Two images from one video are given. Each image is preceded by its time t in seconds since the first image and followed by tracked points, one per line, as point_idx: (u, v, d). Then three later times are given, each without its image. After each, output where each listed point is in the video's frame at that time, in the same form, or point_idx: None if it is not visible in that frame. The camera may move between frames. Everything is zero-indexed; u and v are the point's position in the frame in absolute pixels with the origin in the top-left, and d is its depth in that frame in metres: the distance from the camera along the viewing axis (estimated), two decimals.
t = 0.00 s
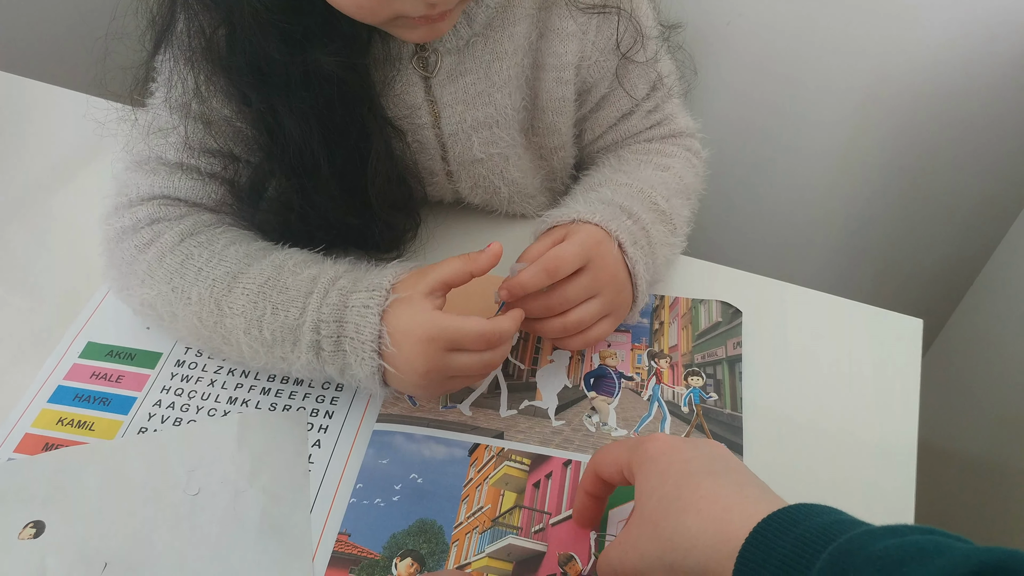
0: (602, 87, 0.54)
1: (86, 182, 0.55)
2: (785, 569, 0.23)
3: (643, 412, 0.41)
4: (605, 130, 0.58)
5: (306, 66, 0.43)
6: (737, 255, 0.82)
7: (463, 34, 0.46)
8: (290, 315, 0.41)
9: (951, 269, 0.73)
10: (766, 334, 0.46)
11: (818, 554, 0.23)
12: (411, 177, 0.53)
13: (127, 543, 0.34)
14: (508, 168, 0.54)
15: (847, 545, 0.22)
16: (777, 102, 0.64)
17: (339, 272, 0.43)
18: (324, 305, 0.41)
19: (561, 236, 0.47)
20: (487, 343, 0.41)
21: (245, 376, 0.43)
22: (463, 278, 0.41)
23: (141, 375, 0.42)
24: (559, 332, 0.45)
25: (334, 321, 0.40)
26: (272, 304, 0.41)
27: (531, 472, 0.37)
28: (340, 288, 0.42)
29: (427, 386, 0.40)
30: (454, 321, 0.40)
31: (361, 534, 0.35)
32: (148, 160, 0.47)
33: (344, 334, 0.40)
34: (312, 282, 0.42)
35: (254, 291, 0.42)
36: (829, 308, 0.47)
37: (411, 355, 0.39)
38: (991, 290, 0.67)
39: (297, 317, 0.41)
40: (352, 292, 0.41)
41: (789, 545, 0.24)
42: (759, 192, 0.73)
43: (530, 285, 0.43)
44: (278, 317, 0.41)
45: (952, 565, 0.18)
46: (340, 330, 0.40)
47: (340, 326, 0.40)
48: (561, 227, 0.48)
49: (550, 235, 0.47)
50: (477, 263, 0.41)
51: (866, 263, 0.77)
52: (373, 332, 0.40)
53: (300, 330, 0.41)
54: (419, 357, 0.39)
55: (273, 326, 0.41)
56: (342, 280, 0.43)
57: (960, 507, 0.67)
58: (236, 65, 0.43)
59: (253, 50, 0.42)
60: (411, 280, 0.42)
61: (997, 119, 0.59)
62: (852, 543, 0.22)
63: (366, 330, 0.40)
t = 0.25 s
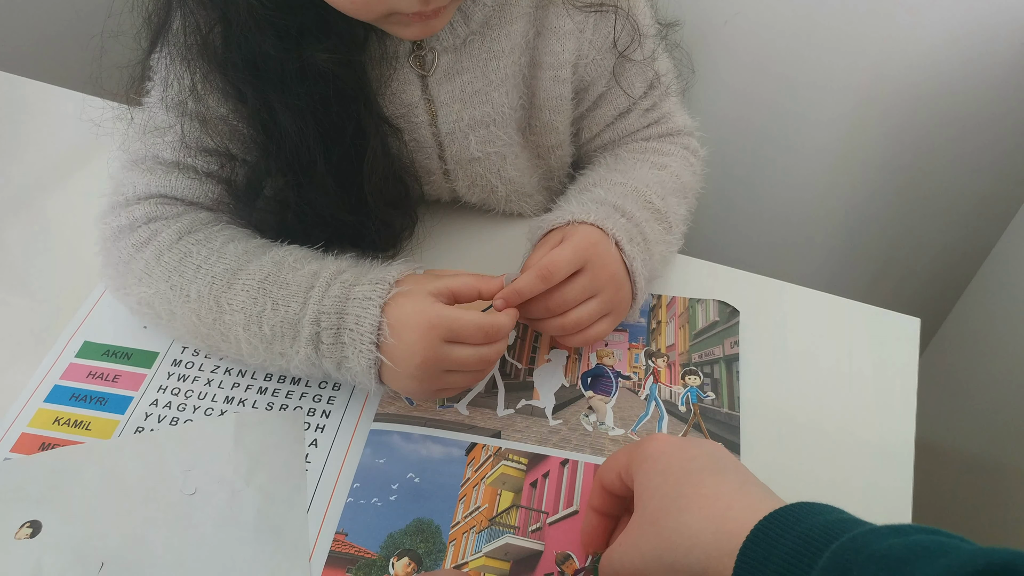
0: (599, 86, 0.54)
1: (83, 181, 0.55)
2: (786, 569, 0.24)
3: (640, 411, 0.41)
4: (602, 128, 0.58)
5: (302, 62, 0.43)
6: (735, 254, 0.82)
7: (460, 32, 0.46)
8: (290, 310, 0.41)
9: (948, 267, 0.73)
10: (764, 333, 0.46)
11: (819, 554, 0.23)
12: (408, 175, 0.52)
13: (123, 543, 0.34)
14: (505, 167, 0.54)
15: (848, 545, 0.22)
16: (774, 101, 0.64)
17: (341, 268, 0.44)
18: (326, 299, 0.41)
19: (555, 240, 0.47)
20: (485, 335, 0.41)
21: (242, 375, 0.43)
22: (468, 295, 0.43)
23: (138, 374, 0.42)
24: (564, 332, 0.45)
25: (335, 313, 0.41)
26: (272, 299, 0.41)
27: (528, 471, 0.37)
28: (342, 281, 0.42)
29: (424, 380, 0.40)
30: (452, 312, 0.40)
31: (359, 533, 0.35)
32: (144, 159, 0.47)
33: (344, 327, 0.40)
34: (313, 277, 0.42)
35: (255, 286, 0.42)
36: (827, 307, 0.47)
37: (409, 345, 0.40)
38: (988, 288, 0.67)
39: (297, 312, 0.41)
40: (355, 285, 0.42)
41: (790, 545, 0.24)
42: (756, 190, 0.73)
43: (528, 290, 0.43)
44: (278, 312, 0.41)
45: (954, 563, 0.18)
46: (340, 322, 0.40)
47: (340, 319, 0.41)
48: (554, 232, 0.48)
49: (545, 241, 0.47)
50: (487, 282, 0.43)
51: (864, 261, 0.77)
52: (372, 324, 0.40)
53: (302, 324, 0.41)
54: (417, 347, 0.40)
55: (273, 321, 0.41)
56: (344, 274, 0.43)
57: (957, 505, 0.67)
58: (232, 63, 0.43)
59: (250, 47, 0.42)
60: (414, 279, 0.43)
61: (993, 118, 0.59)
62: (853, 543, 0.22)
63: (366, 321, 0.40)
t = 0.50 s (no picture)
0: (598, 84, 0.54)
1: (82, 179, 0.55)
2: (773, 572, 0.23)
3: (639, 410, 0.41)
4: (601, 127, 0.58)
5: (300, 60, 0.43)
6: (734, 253, 0.82)
7: (458, 31, 0.46)
8: (289, 309, 0.41)
9: (947, 265, 0.73)
10: (763, 332, 0.46)
11: (807, 558, 0.23)
12: (407, 174, 0.52)
13: (122, 543, 0.34)
14: (504, 165, 0.54)
15: (835, 549, 0.22)
16: (772, 100, 0.64)
17: (339, 268, 0.44)
18: (325, 298, 0.41)
19: (555, 242, 0.47)
20: (483, 344, 0.41)
21: (241, 374, 0.43)
22: (469, 301, 0.43)
23: (136, 373, 0.42)
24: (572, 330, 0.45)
25: (334, 313, 0.41)
26: (272, 298, 0.41)
27: (527, 470, 0.37)
28: (341, 281, 0.42)
29: (421, 385, 0.40)
30: (451, 319, 0.40)
31: (357, 532, 0.35)
32: (143, 158, 0.47)
33: (344, 326, 0.41)
34: (311, 277, 0.42)
35: (253, 286, 0.42)
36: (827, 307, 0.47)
37: (407, 350, 0.40)
38: (987, 287, 0.67)
39: (296, 311, 0.41)
40: (354, 285, 0.42)
41: (778, 548, 0.24)
42: (755, 189, 0.73)
43: (533, 294, 0.43)
44: (278, 312, 0.41)
45: (942, 564, 0.18)
46: (339, 322, 0.41)
47: (340, 318, 0.41)
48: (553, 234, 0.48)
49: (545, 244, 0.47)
50: (488, 290, 0.43)
51: (863, 260, 0.77)
52: (372, 325, 0.40)
53: (303, 322, 0.41)
54: (415, 352, 0.40)
55: (273, 320, 0.41)
56: (344, 273, 0.43)
57: (957, 503, 0.67)
58: (231, 62, 0.43)
59: (248, 45, 0.42)
60: (414, 282, 0.43)
61: (991, 116, 0.59)
62: (841, 547, 0.22)
63: (365, 322, 0.40)
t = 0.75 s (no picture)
0: (597, 83, 0.54)
1: (80, 179, 0.55)
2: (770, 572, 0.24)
3: (638, 409, 0.41)
4: (599, 125, 0.58)
5: (298, 60, 0.43)
6: (733, 252, 0.83)
7: (457, 30, 0.46)
8: (290, 314, 0.41)
9: (946, 265, 0.74)
10: (763, 330, 0.46)
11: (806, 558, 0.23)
12: (406, 173, 0.52)
13: (121, 542, 0.34)
14: (503, 164, 0.54)
15: (834, 551, 0.22)
16: (770, 99, 0.64)
17: (340, 272, 0.43)
18: (326, 305, 0.41)
19: (551, 248, 0.47)
20: (486, 344, 0.41)
21: (239, 373, 0.43)
22: (467, 310, 0.42)
23: (135, 372, 0.42)
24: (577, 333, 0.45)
25: (336, 320, 0.41)
26: (271, 302, 0.41)
27: (526, 469, 0.37)
28: (341, 287, 0.42)
29: (428, 389, 0.40)
30: (453, 325, 0.40)
31: (357, 531, 0.35)
32: (141, 157, 0.47)
33: (345, 335, 0.41)
34: (312, 282, 0.42)
35: (253, 289, 0.42)
36: (826, 306, 0.47)
37: (413, 357, 0.40)
38: (985, 286, 0.67)
39: (297, 316, 0.41)
40: (354, 292, 0.42)
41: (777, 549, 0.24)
42: (754, 189, 0.73)
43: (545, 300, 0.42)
44: (278, 316, 0.41)
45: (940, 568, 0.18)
46: (341, 330, 0.41)
47: (341, 326, 0.41)
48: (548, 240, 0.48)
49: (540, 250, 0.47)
50: (488, 301, 0.42)
51: (862, 259, 0.77)
52: (374, 334, 0.40)
53: (303, 324, 0.41)
54: (420, 359, 0.39)
55: (273, 324, 0.41)
56: (345, 279, 0.43)
57: (955, 502, 0.67)
58: (229, 61, 0.43)
59: (247, 45, 0.42)
60: (413, 289, 0.43)
61: (989, 115, 0.59)
62: (840, 549, 0.22)
63: (367, 332, 0.40)
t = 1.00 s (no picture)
0: (596, 82, 0.54)
1: (79, 179, 0.55)
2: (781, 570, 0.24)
3: (638, 408, 0.41)
4: (599, 124, 0.58)
5: (298, 59, 0.43)
6: (733, 252, 0.82)
7: (456, 29, 0.46)
8: (289, 313, 0.41)
9: (945, 264, 0.74)
10: (763, 330, 0.46)
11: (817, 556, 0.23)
12: (405, 172, 0.52)
13: (120, 541, 0.34)
14: (502, 163, 0.54)
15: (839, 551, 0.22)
16: (770, 99, 0.64)
17: (338, 271, 0.43)
18: (325, 304, 0.41)
19: (556, 251, 0.47)
20: (484, 349, 0.40)
21: (238, 372, 0.43)
22: (466, 312, 0.42)
23: (134, 371, 0.42)
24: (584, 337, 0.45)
25: (334, 320, 0.41)
26: (271, 302, 0.41)
27: (525, 468, 0.37)
28: (339, 287, 0.42)
29: (425, 390, 0.40)
30: (450, 327, 0.40)
31: (356, 530, 0.35)
32: (141, 156, 0.47)
33: (344, 334, 0.41)
34: (311, 281, 0.42)
35: (253, 289, 0.42)
36: (826, 305, 0.47)
37: (410, 358, 0.40)
38: (985, 286, 0.67)
39: (296, 315, 0.41)
40: (352, 292, 0.42)
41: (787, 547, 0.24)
42: (753, 188, 0.73)
43: (564, 306, 0.43)
44: (277, 316, 0.41)
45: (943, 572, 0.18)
46: (340, 329, 0.41)
47: (340, 325, 0.41)
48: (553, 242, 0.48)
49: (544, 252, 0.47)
50: (485, 304, 0.42)
51: (861, 259, 0.77)
52: (372, 334, 0.40)
53: (302, 323, 0.41)
54: (416, 360, 0.40)
55: (273, 324, 0.41)
56: (343, 278, 0.43)
57: (955, 501, 0.67)
58: (229, 59, 0.43)
59: (247, 45, 0.42)
60: (414, 287, 0.43)
61: (988, 115, 0.59)
62: (851, 545, 0.22)
63: (366, 331, 0.40)
